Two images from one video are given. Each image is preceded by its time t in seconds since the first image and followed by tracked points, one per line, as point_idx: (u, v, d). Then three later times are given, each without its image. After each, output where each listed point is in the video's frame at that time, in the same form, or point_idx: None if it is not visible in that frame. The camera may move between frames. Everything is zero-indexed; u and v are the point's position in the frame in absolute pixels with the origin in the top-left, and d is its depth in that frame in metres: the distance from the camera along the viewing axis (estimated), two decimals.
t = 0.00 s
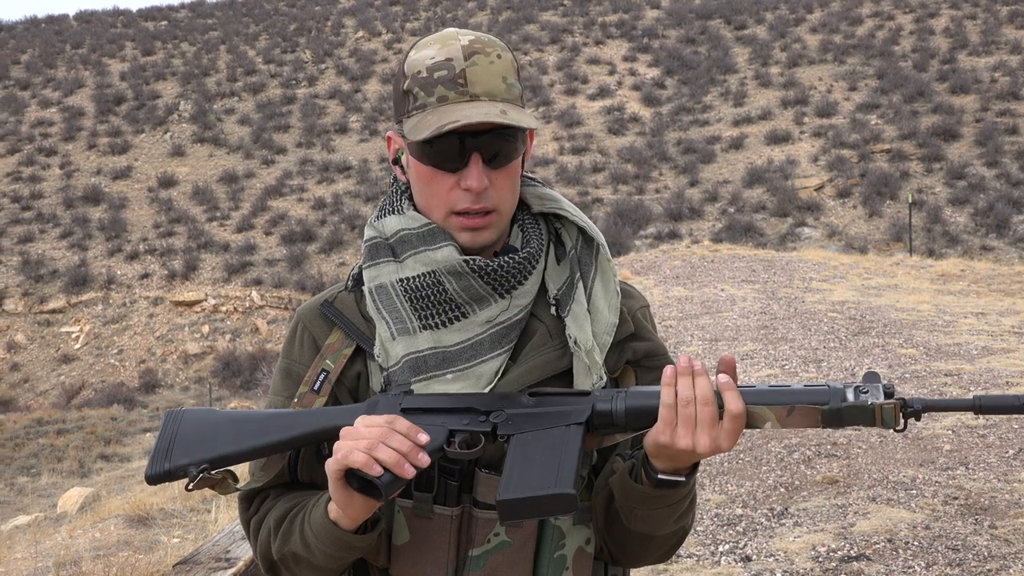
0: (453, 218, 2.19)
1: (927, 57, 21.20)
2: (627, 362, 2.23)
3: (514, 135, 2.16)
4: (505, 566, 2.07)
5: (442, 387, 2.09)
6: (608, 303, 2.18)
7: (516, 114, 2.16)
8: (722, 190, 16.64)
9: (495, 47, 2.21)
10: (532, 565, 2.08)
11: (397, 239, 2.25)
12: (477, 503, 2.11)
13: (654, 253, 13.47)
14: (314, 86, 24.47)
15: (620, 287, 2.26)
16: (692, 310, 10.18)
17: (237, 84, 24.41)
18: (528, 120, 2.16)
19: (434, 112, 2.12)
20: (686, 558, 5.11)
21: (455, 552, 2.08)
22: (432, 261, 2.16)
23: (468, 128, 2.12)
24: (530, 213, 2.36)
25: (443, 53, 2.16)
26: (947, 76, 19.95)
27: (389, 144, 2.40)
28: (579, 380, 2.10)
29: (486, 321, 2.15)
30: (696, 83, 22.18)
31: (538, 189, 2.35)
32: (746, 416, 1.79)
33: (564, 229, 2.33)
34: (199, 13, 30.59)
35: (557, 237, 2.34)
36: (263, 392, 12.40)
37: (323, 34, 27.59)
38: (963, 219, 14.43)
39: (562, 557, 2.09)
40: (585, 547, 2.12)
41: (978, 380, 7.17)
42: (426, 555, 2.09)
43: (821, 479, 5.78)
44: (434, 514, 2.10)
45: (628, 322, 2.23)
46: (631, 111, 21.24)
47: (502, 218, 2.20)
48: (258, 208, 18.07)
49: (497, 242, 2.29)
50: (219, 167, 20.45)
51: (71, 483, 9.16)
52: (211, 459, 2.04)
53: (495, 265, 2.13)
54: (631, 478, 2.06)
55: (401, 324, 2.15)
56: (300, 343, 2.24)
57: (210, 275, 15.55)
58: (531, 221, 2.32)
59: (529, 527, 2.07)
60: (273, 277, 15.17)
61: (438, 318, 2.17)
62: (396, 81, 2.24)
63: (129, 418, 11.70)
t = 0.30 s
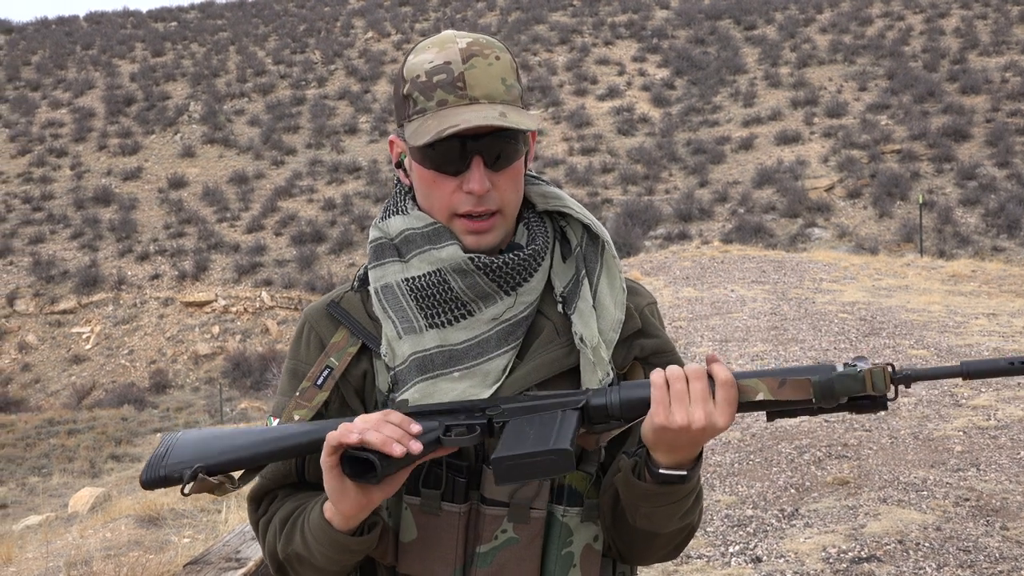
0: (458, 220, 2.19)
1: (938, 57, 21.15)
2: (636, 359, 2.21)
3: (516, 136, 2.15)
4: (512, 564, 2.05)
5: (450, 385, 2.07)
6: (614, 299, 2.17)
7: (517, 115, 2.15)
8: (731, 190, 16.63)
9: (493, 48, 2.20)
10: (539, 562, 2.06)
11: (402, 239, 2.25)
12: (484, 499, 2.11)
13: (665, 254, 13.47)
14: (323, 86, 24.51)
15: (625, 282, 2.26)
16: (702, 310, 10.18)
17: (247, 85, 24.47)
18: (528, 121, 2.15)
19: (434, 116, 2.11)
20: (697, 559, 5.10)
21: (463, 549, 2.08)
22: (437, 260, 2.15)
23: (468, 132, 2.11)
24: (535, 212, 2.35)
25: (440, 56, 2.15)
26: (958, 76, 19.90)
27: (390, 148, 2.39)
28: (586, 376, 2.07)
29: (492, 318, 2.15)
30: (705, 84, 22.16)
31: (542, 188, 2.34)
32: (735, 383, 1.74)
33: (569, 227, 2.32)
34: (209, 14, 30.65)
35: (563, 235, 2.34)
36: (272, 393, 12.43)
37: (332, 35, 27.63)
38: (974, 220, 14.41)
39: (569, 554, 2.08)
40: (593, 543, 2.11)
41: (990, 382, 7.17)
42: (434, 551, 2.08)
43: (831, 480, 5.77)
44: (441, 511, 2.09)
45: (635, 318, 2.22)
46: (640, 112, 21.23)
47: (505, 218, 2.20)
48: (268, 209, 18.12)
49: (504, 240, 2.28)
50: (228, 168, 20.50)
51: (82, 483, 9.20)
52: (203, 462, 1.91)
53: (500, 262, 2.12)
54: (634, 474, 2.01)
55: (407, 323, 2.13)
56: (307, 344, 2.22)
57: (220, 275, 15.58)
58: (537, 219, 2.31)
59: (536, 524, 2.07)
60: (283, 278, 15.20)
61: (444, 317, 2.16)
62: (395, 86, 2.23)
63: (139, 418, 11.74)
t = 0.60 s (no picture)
0: (447, 220, 2.19)
1: (937, 56, 21.16)
2: (627, 360, 2.22)
3: (503, 136, 2.14)
4: (505, 564, 2.05)
5: (441, 385, 2.07)
6: (606, 299, 2.17)
7: (503, 116, 2.14)
8: (730, 189, 16.63)
9: (481, 48, 2.20)
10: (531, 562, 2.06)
11: (393, 240, 2.25)
12: (477, 499, 2.10)
13: (664, 254, 13.47)
14: (323, 85, 24.49)
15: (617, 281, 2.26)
16: (701, 310, 10.18)
17: (246, 84, 24.44)
18: (516, 120, 2.14)
19: (421, 116, 2.11)
20: (694, 558, 5.12)
21: (456, 548, 2.08)
22: (428, 260, 2.15)
23: (454, 131, 2.10)
24: (527, 212, 2.34)
25: (429, 57, 2.16)
26: (957, 76, 19.92)
27: (382, 149, 2.39)
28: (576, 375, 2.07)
29: (482, 318, 2.15)
30: (705, 83, 22.15)
31: (533, 187, 2.33)
32: (719, 375, 1.76)
33: (560, 227, 2.32)
34: (208, 13, 30.60)
35: (554, 235, 2.34)
36: (270, 392, 12.42)
37: (332, 34, 27.59)
38: (973, 219, 14.42)
39: (563, 553, 2.08)
40: (586, 542, 2.11)
41: (988, 383, 7.18)
42: (426, 550, 2.08)
43: (829, 479, 5.78)
44: (434, 510, 2.10)
45: (626, 317, 2.22)
46: (639, 111, 21.23)
47: (494, 218, 2.19)
48: (267, 208, 18.10)
49: (495, 240, 2.27)
50: (227, 167, 20.47)
51: (79, 482, 9.18)
52: (194, 453, 1.92)
53: (490, 262, 2.12)
54: (624, 473, 2.01)
55: (398, 323, 2.14)
56: (302, 344, 2.23)
57: (219, 274, 15.57)
58: (528, 220, 2.30)
59: (529, 524, 2.07)
60: (281, 277, 15.18)
61: (435, 317, 2.16)
62: (385, 87, 2.24)
63: (137, 417, 11.72)
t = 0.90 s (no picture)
0: (445, 220, 2.18)
1: (933, 56, 21.18)
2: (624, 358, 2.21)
3: (505, 140, 2.14)
4: (502, 559, 2.07)
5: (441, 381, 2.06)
6: (605, 298, 2.17)
7: (504, 121, 2.15)
8: (726, 189, 16.64)
9: (486, 51, 2.19)
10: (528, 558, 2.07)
11: (394, 238, 2.25)
12: (475, 494, 2.09)
13: (659, 253, 13.48)
14: (319, 85, 24.50)
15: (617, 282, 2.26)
16: (697, 309, 10.20)
17: (242, 83, 24.45)
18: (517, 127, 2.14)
19: (423, 119, 2.12)
20: (690, 557, 5.12)
21: (454, 543, 2.07)
22: (428, 258, 2.14)
23: (454, 135, 2.11)
24: (527, 213, 2.35)
25: (432, 59, 2.15)
26: (953, 75, 19.95)
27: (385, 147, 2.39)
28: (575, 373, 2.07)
29: (481, 317, 2.14)
30: (701, 83, 22.17)
31: (534, 188, 2.34)
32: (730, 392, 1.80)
33: (561, 227, 2.32)
34: (203, 12, 30.58)
35: (554, 235, 2.34)
36: (267, 391, 12.43)
37: (328, 33, 27.60)
38: (968, 219, 14.44)
39: (560, 550, 2.06)
40: (583, 539, 2.11)
41: (983, 382, 7.19)
42: (423, 546, 2.08)
43: (825, 478, 5.78)
44: (432, 507, 2.08)
45: (625, 316, 2.22)
46: (635, 110, 21.25)
47: (493, 220, 2.19)
48: (263, 207, 18.09)
49: (495, 240, 2.27)
50: (223, 166, 20.46)
51: (75, 482, 9.17)
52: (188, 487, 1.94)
53: (491, 259, 2.11)
54: (625, 454, 2.03)
55: (399, 320, 2.13)
56: (300, 342, 2.22)
57: (214, 273, 15.55)
58: (528, 220, 2.31)
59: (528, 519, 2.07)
60: (277, 276, 15.18)
61: (435, 315, 2.15)
62: (389, 86, 2.24)
63: (133, 416, 11.71)
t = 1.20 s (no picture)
0: (436, 219, 2.18)
1: (930, 56, 21.19)
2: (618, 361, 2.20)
3: (496, 137, 2.14)
4: (496, 559, 2.06)
5: (433, 382, 2.06)
6: (597, 297, 2.17)
7: (496, 117, 2.14)
8: (724, 189, 16.65)
9: (479, 49, 2.19)
10: (522, 557, 2.07)
11: (386, 238, 2.24)
12: (468, 494, 2.08)
13: (656, 253, 13.49)
14: (316, 84, 24.50)
15: (609, 281, 2.25)
16: (693, 309, 10.22)
17: (239, 83, 24.45)
18: (509, 122, 2.14)
19: (416, 115, 2.12)
20: (687, 557, 5.12)
21: (448, 545, 2.06)
22: (420, 258, 2.14)
23: (446, 131, 2.10)
24: (519, 211, 2.34)
25: (426, 56, 2.15)
26: (950, 75, 19.97)
27: (378, 146, 2.39)
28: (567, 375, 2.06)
29: (472, 317, 2.13)
30: (698, 82, 22.16)
31: (526, 188, 2.34)
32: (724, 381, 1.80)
33: (553, 226, 2.31)
34: (200, 11, 30.56)
35: (546, 234, 2.33)
36: (264, 392, 12.43)
37: (325, 32, 27.60)
38: (966, 218, 14.46)
39: (554, 549, 2.06)
40: (578, 538, 2.10)
41: (979, 382, 7.20)
42: (419, 546, 2.07)
43: (822, 478, 5.78)
44: (426, 508, 2.07)
45: (616, 316, 2.22)
46: (633, 110, 21.26)
47: (484, 218, 2.19)
48: (260, 207, 18.09)
49: (486, 239, 2.27)
50: (221, 166, 20.45)
51: (72, 482, 9.18)
52: (188, 524, 1.94)
53: (482, 260, 2.11)
54: (625, 458, 2.03)
55: (391, 321, 2.13)
56: (294, 348, 2.23)
57: (212, 273, 15.55)
58: (520, 219, 2.30)
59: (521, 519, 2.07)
60: (275, 276, 15.18)
61: (427, 315, 2.14)
62: (383, 84, 2.24)
63: (130, 416, 11.71)
